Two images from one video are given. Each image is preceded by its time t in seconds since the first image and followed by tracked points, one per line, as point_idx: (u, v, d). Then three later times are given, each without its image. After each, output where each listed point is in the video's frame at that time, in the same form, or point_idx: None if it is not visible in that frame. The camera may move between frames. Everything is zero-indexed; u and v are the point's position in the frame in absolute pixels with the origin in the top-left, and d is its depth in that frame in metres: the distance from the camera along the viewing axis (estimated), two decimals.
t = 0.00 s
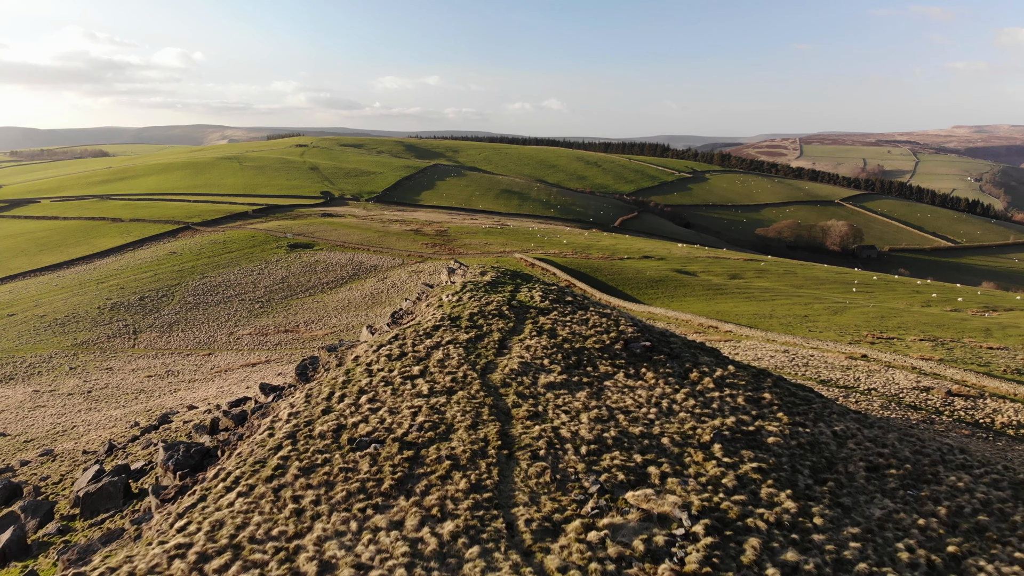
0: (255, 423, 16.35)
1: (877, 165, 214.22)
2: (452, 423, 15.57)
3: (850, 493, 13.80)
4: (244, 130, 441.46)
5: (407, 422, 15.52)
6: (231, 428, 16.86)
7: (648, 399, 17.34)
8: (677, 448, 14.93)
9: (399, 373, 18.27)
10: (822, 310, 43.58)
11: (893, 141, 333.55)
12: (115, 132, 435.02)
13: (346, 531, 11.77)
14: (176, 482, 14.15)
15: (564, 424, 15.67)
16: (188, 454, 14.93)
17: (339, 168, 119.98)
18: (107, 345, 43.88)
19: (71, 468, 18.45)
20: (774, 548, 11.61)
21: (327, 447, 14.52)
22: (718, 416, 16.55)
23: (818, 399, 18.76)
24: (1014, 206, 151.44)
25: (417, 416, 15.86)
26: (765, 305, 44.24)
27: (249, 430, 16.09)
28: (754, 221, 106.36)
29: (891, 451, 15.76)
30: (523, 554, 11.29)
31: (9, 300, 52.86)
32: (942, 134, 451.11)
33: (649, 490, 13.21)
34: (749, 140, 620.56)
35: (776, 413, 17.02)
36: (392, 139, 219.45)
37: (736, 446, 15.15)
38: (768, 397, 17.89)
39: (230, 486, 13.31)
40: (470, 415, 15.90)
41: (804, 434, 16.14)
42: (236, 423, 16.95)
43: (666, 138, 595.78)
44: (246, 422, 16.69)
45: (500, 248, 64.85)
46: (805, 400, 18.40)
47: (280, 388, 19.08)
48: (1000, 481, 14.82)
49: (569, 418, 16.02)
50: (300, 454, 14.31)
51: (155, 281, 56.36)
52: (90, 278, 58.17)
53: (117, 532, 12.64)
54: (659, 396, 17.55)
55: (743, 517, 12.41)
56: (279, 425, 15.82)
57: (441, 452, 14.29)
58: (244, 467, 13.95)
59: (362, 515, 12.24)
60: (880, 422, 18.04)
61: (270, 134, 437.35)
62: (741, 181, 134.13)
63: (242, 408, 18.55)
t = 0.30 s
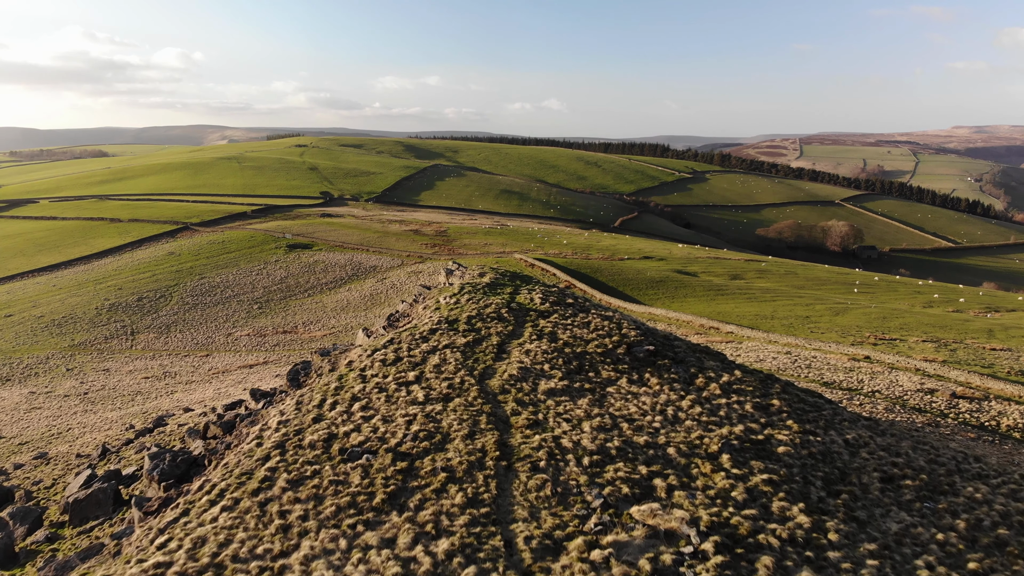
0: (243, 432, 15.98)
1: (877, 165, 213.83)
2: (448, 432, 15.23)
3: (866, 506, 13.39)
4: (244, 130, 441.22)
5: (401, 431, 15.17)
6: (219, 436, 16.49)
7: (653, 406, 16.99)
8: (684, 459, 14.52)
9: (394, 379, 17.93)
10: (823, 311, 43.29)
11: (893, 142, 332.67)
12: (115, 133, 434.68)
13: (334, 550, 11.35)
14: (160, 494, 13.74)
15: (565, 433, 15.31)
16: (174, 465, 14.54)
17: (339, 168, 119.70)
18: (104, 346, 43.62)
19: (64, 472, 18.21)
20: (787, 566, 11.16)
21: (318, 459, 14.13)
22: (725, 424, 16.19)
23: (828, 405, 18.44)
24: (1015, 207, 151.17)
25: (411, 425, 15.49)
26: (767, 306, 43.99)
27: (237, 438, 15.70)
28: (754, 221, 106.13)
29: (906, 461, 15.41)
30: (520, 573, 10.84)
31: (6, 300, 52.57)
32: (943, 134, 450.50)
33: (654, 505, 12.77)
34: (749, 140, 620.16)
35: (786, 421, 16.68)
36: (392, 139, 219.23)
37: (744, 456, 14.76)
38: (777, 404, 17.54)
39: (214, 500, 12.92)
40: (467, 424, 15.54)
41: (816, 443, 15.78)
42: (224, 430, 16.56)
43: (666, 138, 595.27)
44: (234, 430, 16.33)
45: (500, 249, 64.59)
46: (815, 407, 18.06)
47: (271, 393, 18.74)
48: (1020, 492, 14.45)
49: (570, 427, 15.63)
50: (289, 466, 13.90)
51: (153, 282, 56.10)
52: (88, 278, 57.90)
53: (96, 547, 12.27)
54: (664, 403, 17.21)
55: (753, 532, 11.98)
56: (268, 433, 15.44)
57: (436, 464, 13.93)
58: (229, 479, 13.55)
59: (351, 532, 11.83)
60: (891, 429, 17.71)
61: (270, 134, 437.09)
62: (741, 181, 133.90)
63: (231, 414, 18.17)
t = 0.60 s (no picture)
0: (230, 441, 15.52)
1: (878, 166, 213.57)
2: (444, 442, 14.71)
3: (883, 521, 12.78)
4: (244, 130, 441.18)
5: (395, 442, 14.66)
6: (207, 445, 16.04)
7: (659, 415, 16.56)
8: (691, 471, 13.99)
9: (388, 386, 17.48)
10: (825, 312, 43.00)
11: (893, 142, 331.95)
12: (115, 133, 434.54)
13: (321, 571, 10.61)
14: (143, 507, 13.32)
15: (567, 444, 14.82)
16: (157, 476, 14.06)
17: (339, 168, 119.43)
18: (101, 347, 43.31)
19: (58, 475, 17.92)
20: None
21: (307, 472, 13.56)
22: (734, 434, 15.71)
23: (840, 413, 18.06)
24: (1015, 207, 150.98)
25: (406, 435, 14.94)
26: (768, 307, 43.69)
27: (224, 448, 15.23)
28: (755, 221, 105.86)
29: (922, 473, 14.88)
30: None
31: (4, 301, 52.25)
32: (943, 134, 450.40)
33: (661, 520, 12.17)
34: (748, 140, 620.77)
35: (797, 431, 16.21)
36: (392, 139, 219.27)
37: (755, 468, 14.23)
38: (787, 412, 17.17)
39: (197, 515, 12.35)
40: (464, 434, 15.04)
41: (829, 454, 15.28)
42: (212, 439, 16.15)
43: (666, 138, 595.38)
44: (222, 440, 15.87)
45: (499, 249, 64.28)
46: (826, 415, 17.65)
47: (263, 400, 18.32)
48: None
49: (572, 438, 15.13)
50: (277, 479, 13.33)
51: (151, 282, 55.79)
52: (85, 278, 57.61)
53: (73, 565, 11.85)
54: (669, 411, 16.79)
55: (766, 551, 11.34)
56: (257, 444, 14.93)
57: (431, 477, 13.36)
58: (214, 493, 13.01)
59: (339, 552, 11.12)
60: (905, 438, 17.32)
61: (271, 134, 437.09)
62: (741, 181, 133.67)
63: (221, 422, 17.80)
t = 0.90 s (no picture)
0: (216, 453, 14.98)
1: (878, 166, 213.35)
2: (439, 455, 14.14)
3: (904, 539, 12.29)
4: (244, 130, 441.13)
5: (389, 454, 14.08)
6: (192, 456, 15.56)
7: (666, 424, 16.06)
8: (701, 487, 13.46)
9: (381, 395, 16.94)
10: (827, 313, 42.74)
11: (893, 142, 332.67)
12: (114, 133, 433.84)
13: None
14: (122, 522, 12.74)
15: (570, 457, 14.27)
16: (139, 490, 13.49)
17: (338, 169, 119.16)
18: (98, 348, 42.96)
19: (49, 480, 17.63)
20: None
21: (296, 487, 12.96)
22: (744, 446, 15.22)
23: (853, 420, 17.61)
24: (1015, 207, 150.91)
25: (400, 448, 14.37)
26: (769, 307, 43.38)
27: (209, 460, 14.69)
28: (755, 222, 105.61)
29: (940, 485, 14.45)
30: None
31: None
32: (944, 133, 450.29)
33: (670, 541, 11.58)
34: (748, 140, 621.15)
35: (810, 442, 15.72)
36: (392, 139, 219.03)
37: (768, 482, 13.71)
38: (799, 421, 16.72)
39: (176, 534, 11.73)
40: (461, 447, 14.48)
41: (844, 466, 14.81)
42: (197, 450, 15.60)
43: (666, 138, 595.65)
44: (206, 451, 15.34)
45: (499, 249, 63.93)
46: (839, 424, 17.18)
47: (252, 409, 17.85)
48: None
49: (574, 450, 14.57)
50: (263, 495, 12.69)
51: (149, 283, 55.42)
52: (82, 279, 57.19)
53: None
54: (677, 420, 16.31)
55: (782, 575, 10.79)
56: (243, 457, 14.34)
57: (426, 494, 12.78)
58: (196, 510, 12.39)
59: None
60: (922, 446, 16.84)
61: (270, 134, 436.73)
62: (741, 181, 133.42)
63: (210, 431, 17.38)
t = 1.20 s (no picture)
0: (198, 468, 14.13)
1: (877, 166, 213.54)
2: (434, 473, 13.19)
3: (929, 561, 11.36)
4: (245, 131, 442.08)
5: (380, 471, 13.14)
6: (176, 471, 14.95)
7: (674, 438, 15.19)
8: (713, 506, 12.50)
9: (373, 406, 16.05)
10: (829, 314, 42.38)
11: (892, 142, 332.76)
12: (115, 134, 434.73)
13: None
14: (98, 542, 11.99)
15: (573, 474, 13.33)
16: (118, 507, 12.74)
17: (338, 169, 119.12)
18: (96, 350, 42.63)
19: (39, 486, 17.25)
20: None
21: (281, 508, 11.95)
22: (757, 462, 14.34)
23: (869, 433, 16.89)
24: (1016, 208, 150.86)
25: (392, 465, 13.42)
26: (771, 309, 43.05)
27: (192, 476, 13.85)
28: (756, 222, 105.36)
29: (963, 502, 13.61)
30: None
31: None
32: (944, 133, 450.26)
33: (686, 568, 10.56)
34: (748, 141, 622.20)
35: (826, 456, 14.88)
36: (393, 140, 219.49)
37: (784, 501, 12.78)
38: (813, 434, 15.98)
39: (150, 560, 10.64)
40: (457, 463, 13.53)
41: (862, 482, 13.94)
42: (179, 465, 15.10)
43: (666, 138, 596.95)
44: (190, 467, 14.53)
45: (499, 250, 63.56)
46: (855, 437, 16.44)
47: (241, 420, 17.20)
48: None
49: (580, 467, 13.63)
50: (246, 517, 11.64)
51: (147, 284, 55.08)
52: (80, 280, 56.86)
53: None
54: (684, 433, 15.48)
55: None
56: (228, 473, 13.37)
57: (419, 515, 11.78)
58: (173, 533, 11.34)
59: None
60: (940, 460, 16.11)
61: (271, 135, 437.40)
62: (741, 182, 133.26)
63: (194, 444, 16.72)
